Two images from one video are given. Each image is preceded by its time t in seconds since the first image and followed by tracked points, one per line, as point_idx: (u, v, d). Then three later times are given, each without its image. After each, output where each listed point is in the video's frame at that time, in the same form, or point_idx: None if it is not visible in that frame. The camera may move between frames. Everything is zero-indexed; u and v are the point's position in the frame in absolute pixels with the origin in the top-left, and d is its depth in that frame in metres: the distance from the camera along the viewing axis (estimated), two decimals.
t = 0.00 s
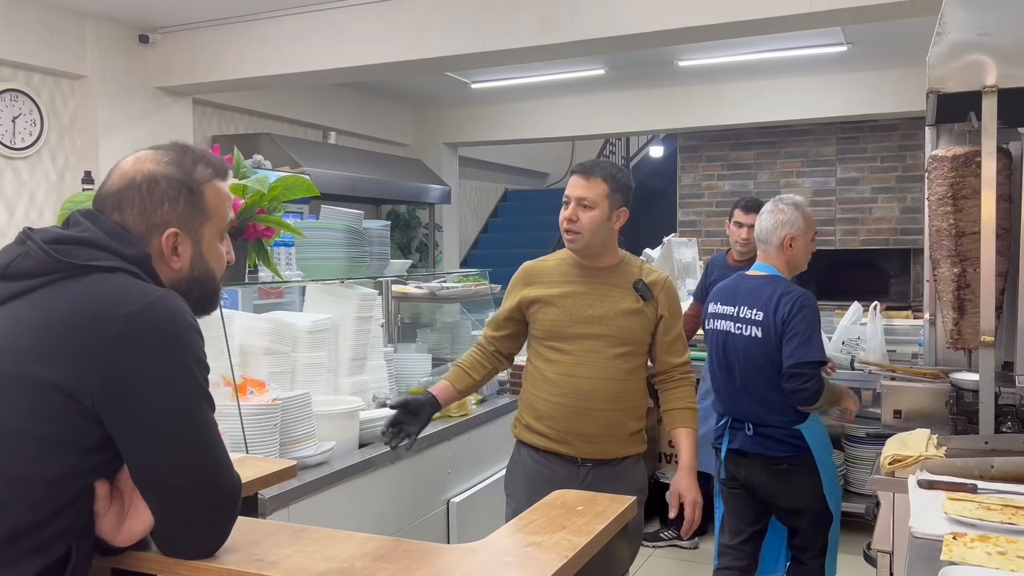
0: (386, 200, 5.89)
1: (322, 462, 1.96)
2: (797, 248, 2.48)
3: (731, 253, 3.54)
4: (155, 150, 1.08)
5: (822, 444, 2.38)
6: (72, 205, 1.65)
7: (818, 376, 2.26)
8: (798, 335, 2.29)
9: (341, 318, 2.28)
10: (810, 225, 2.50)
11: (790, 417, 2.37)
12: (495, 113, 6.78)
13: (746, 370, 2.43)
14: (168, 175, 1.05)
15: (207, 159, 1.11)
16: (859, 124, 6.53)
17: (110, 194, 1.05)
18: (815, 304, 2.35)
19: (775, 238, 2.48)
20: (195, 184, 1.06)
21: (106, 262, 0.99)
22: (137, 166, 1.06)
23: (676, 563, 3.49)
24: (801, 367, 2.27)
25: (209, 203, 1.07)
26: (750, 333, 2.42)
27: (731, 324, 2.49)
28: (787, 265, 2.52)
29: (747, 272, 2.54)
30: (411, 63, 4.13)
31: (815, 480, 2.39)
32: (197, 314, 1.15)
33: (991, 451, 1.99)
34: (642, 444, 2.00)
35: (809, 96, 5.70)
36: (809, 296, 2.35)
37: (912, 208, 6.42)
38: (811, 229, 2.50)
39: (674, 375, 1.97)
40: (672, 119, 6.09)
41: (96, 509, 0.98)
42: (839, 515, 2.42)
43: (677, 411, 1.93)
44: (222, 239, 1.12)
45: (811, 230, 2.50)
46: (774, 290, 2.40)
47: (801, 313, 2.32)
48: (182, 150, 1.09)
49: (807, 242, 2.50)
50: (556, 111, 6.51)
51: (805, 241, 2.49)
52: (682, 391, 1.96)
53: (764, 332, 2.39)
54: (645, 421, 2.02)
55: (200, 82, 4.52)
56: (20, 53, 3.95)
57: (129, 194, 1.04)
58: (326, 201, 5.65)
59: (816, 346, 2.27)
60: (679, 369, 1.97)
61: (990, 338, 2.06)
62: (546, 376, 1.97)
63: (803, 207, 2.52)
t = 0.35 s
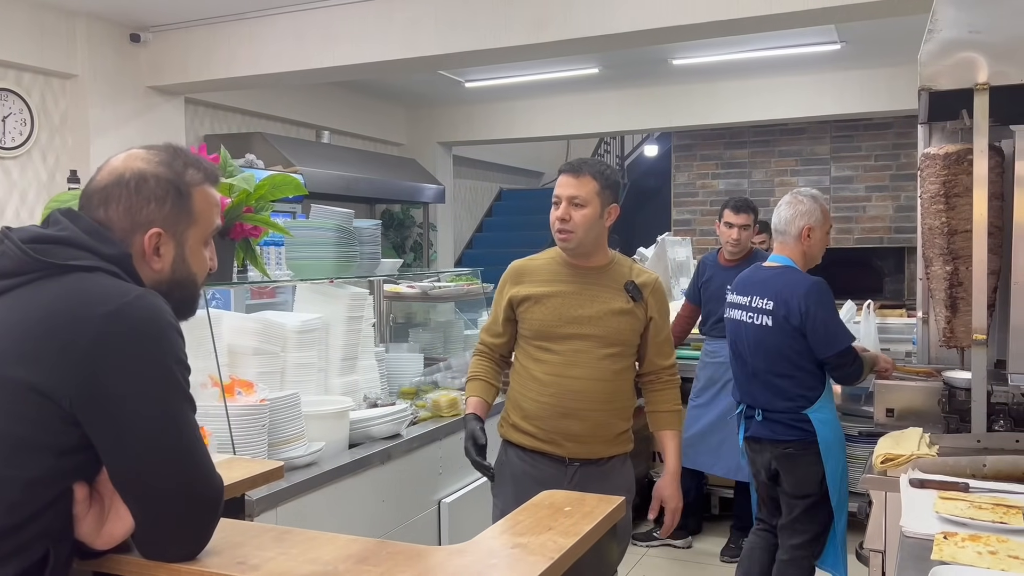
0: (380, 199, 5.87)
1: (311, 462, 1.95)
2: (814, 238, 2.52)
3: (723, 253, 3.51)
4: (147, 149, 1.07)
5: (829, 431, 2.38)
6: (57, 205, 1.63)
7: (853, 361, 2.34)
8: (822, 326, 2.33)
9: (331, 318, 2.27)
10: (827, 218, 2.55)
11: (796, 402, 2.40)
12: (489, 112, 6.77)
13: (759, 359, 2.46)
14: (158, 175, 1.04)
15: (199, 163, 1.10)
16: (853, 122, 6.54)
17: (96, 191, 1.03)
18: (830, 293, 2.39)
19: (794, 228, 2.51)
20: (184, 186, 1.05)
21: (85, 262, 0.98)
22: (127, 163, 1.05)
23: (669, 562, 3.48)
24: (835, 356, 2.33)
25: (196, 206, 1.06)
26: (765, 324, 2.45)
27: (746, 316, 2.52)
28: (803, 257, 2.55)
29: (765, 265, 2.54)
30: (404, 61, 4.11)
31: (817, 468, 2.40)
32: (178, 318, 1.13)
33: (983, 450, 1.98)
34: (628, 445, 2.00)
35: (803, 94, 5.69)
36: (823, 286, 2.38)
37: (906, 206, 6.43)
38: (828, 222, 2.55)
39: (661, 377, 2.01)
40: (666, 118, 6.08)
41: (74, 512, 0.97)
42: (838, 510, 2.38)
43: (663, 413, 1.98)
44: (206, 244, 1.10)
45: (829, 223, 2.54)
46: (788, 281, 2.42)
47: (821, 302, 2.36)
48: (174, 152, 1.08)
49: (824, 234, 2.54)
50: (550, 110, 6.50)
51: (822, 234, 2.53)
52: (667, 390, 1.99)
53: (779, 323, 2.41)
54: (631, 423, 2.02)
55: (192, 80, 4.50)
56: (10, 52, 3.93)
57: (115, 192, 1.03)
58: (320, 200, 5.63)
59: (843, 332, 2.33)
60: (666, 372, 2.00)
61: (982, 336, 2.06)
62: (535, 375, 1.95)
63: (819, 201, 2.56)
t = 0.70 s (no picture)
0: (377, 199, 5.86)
1: (304, 464, 1.94)
2: (809, 238, 2.51)
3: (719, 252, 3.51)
4: (123, 148, 1.06)
5: (807, 425, 2.38)
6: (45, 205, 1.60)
7: (813, 351, 2.32)
8: (788, 315, 2.35)
9: (324, 318, 2.26)
10: (825, 218, 2.53)
11: (774, 392, 2.44)
12: (486, 112, 6.76)
13: (745, 350, 2.52)
14: (136, 174, 1.03)
15: (178, 159, 1.09)
16: (851, 121, 6.53)
17: (76, 193, 1.02)
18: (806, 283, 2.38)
19: (789, 227, 2.52)
20: (164, 183, 1.04)
21: (69, 262, 0.97)
22: (104, 164, 1.03)
23: (665, 563, 3.48)
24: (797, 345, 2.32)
25: (179, 203, 1.05)
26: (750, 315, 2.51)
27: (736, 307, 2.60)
28: (799, 257, 2.54)
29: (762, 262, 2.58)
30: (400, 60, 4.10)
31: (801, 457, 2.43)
32: (165, 317, 1.12)
33: (978, 450, 1.97)
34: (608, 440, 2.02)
35: (799, 94, 5.69)
36: (796, 276, 2.39)
37: (904, 205, 6.43)
38: (827, 223, 2.53)
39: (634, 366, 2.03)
40: (663, 118, 6.07)
41: (58, 515, 0.97)
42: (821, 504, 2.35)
43: (640, 388, 1.92)
44: (192, 240, 1.09)
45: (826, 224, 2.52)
46: (767, 273, 2.47)
47: (789, 292, 2.38)
48: (152, 150, 1.07)
49: (821, 235, 2.52)
50: (547, 110, 6.49)
51: (819, 235, 2.52)
52: (651, 367, 1.97)
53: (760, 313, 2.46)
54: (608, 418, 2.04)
55: (188, 81, 4.50)
56: (4, 52, 3.93)
57: (95, 193, 1.01)
58: (316, 200, 5.62)
59: (809, 321, 2.33)
60: (645, 356, 1.99)
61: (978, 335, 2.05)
62: (511, 378, 1.92)
63: (818, 202, 2.55)
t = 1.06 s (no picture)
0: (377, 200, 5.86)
1: (300, 465, 1.94)
2: (799, 236, 2.61)
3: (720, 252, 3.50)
4: (140, 154, 1.06)
5: (778, 413, 2.59)
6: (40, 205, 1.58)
7: (789, 341, 2.50)
8: (766, 308, 2.53)
9: (321, 319, 2.25)
10: (819, 217, 2.61)
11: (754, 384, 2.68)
12: (486, 112, 6.75)
13: (738, 344, 2.74)
14: (141, 178, 1.03)
15: (188, 174, 1.09)
16: (852, 120, 6.52)
17: (82, 186, 1.03)
18: (787, 278, 2.54)
19: (780, 224, 2.64)
20: (166, 195, 1.04)
21: (59, 263, 0.96)
22: (115, 164, 1.04)
23: (664, 563, 3.47)
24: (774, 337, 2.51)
25: (177, 217, 1.05)
26: (740, 310, 2.71)
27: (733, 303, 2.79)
28: (790, 254, 2.65)
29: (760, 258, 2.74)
30: (399, 60, 4.09)
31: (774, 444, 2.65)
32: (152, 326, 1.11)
33: (978, 450, 1.96)
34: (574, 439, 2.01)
35: (800, 93, 5.68)
36: (775, 270, 2.55)
37: (905, 204, 6.41)
38: (821, 221, 2.61)
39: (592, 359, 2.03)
40: (664, 117, 6.06)
41: (45, 517, 0.96)
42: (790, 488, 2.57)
43: (590, 386, 1.96)
44: (185, 258, 1.08)
45: (821, 223, 2.59)
46: (753, 269, 2.64)
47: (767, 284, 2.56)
48: (165, 160, 1.08)
49: (814, 233, 2.60)
50: (547, 109, 6.47)
51: (812, 233, 2.60)
52: (604, 365, 2.00)
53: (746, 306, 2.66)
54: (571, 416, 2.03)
55: (187, 81, 4.49)
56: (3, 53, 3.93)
57: (95, 192, 1.02)
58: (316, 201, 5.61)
59: (784, 313, 2.50)
60: (598, 352, 2.03)
61: (977, 335, 2.04)
62: (470, 389, 1.91)
63: (814, 202, 2.63)
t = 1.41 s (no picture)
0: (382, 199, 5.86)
1: (301, 464, 1.94)
2: (795, 234, 2.60)
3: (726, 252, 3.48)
4: (126, 151, 1.06)
5: (782, 408, 2.57)
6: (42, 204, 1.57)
7: (776, 328, 2.50)
8: (756, 298, 2.55)
9: (324, 318, 2.25)
10: (818, 216, 2.59)
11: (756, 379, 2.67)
12: (492, 111, 6.75)
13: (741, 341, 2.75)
14: (129, 175, 1.03)
15: (178, 167, 1.09)
16: (859, 119, 6.48)
17: (70, 189, 1.03)
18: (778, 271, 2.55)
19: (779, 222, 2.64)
20: (156, 189, 1.03)
21: (54, 263, 0.96)
22: (102, 164, 1.04)
23: (669, 563, 3.46)
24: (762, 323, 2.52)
25: (169, 212, 1.05)
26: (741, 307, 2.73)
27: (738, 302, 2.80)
28: (788, 253, 2.64)
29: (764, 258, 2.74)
30: (404, 59, 4.09)
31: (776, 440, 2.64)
32: (151, 325, 1.11)
33: (985, 450, 1.94)
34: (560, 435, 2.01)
35: (807, 91, 5.65)
36: (767, 263, 2.58)
37: (913, 203, 6.37)
38: (819, 221, 2.59)
39: (575, 352, 2.03)
40: (670, 116, 6.04)
41: (40, 518, 0.96)
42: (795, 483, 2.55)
43: (579, 374, 1.96)
44: (182, 251, 1.08)
45: (818, 222, 2.58)
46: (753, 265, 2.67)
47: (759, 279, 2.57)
48: (153, 156, 1.07)
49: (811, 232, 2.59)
50: (552, 108, 6.46)
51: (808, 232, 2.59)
52: (589, 355, 2.01)
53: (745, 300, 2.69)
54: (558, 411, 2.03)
55: (192, 80, 4.50)
56: (9, 53, 3.94)
57: (85, 192, 1.02)
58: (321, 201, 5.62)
59: (770, 301, 2.51)
60: (581, 343, 2.03)
61: (984, 334, 2.02)
62: (453, 393, 1.89)
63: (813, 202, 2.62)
